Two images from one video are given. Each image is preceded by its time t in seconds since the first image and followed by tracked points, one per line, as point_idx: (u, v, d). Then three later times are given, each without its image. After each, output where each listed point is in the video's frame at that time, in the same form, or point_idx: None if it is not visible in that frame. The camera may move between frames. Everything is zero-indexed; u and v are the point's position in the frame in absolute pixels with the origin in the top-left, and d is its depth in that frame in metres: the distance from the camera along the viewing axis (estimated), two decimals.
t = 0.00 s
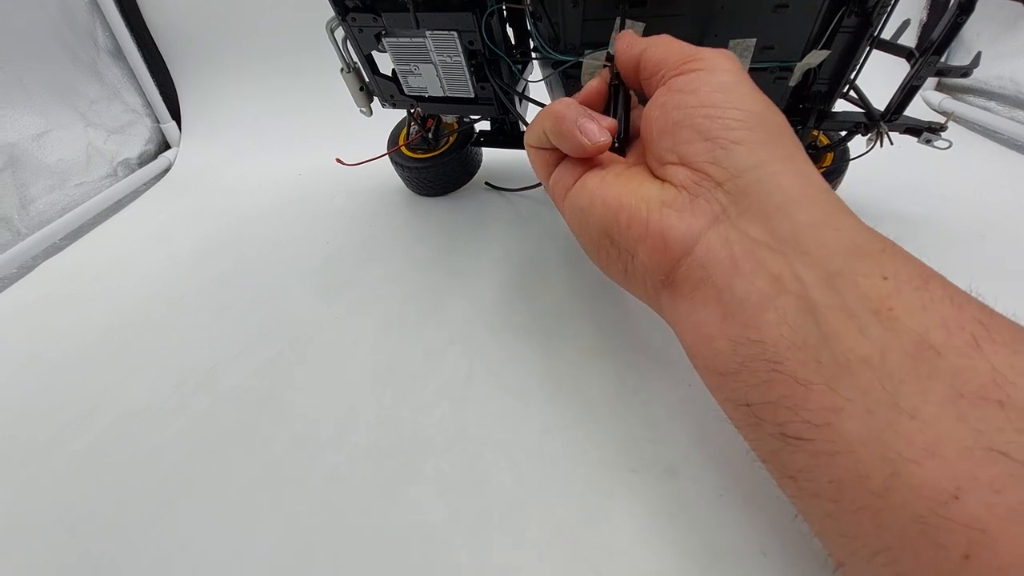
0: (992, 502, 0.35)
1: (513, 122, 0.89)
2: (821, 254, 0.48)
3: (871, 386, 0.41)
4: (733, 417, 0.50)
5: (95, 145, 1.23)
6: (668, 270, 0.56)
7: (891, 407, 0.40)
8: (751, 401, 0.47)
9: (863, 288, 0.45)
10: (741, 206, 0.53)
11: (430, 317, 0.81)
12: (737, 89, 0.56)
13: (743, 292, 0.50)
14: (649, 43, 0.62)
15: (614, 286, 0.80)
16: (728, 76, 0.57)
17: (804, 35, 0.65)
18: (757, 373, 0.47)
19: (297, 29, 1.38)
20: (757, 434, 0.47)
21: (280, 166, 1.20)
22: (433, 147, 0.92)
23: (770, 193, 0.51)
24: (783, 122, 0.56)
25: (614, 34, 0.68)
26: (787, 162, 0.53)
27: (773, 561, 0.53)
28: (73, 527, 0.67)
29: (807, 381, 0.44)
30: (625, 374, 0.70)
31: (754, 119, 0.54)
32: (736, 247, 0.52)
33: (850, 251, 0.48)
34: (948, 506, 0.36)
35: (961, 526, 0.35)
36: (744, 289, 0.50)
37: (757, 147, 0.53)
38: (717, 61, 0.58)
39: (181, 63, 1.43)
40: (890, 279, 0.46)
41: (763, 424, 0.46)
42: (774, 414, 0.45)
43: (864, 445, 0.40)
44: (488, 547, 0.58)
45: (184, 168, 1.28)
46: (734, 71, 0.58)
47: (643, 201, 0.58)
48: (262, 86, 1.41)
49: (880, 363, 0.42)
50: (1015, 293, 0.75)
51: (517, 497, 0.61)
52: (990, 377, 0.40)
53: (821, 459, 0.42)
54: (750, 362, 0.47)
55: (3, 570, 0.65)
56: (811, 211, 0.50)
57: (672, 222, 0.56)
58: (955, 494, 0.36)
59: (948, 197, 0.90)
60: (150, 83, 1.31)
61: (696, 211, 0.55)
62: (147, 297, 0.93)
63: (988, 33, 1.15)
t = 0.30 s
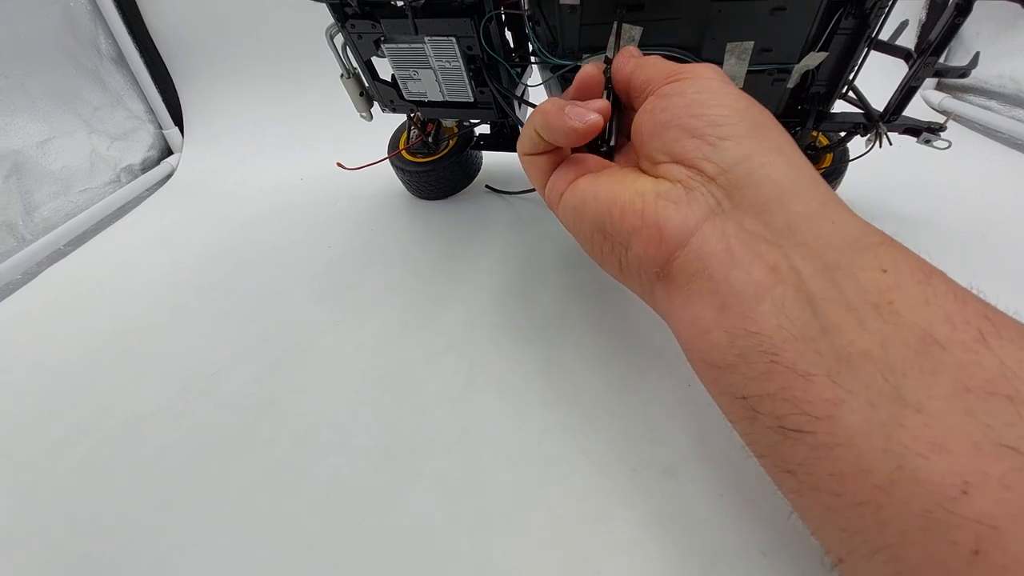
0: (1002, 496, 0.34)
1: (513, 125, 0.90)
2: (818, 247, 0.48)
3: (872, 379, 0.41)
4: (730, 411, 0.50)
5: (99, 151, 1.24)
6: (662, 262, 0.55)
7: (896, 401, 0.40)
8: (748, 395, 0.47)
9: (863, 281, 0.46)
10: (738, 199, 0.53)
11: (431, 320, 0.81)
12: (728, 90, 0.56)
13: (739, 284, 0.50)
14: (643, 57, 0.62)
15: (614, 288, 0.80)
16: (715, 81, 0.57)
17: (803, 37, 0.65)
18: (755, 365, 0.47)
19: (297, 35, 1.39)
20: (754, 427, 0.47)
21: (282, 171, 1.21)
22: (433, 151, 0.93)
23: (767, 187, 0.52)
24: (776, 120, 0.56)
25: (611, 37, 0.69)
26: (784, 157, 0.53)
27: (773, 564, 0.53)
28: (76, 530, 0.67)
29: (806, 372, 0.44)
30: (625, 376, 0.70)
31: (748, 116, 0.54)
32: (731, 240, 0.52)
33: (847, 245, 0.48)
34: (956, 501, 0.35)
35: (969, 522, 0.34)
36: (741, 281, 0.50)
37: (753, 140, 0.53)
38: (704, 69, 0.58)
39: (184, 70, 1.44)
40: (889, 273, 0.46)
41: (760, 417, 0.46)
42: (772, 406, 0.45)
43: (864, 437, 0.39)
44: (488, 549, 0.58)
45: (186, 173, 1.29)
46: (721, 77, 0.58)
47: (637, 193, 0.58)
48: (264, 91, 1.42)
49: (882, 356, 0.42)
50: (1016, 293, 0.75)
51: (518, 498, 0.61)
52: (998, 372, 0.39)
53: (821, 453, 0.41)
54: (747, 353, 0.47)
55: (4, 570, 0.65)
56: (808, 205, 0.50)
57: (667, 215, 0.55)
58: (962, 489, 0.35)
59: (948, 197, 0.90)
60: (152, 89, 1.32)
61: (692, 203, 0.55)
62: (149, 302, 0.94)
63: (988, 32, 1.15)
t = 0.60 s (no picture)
0: (1019, 482, 0.34)
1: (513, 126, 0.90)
2: (823, 226, 0.48)
3: (882, 361, 0.41)
4: (731, 396, 0.49)
5: (100, 153, 1.24)
6: (663, 243, 0.55)
7: (909, 384, 0.39)
8: (750, 378, 0.47)
9: (871, 261, 0.46)
10: (741, 179, 0.53)
11: (431, 321, 0.81)
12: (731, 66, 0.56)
13: (741, 262, 0.49)
14: (633, 33, 0.61)
15: (614, 289, 0.80)
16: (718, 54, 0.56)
17: (801, 37, 0.65)
18: (757, 347, 0.46)
19: (297, 36, 1.39)
20: (756, 412, 0.46)
21: (282, 173, 1.21)
22: (433, 153, 0.93)
23: (771, 167, 0.52)
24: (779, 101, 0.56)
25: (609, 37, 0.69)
26: (790, 137, 0.53)
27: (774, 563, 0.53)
28: (77, 532, 0.68)
29: (811, 354, 0.43)
30: (625, 376, 0.70)
31: (752, 96, 0.54)
32: (734, 219, 0.52)
33: (853, 225, 0.48)
34: (972, 487, 0.35)
35: (986, 509, 0.34)
36: (742, 259, 0.49)
37: (756, 119, 0.53)
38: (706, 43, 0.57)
39: (184, 73, 1.45)
40: (898, 252, 0.46)
41: (763, 402, 0.46)
42: (776, 391, 0.44)
43: (875, 422, 0.39)
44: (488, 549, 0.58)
45: (187, 176, 1.29)
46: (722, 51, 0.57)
47: (638, 173, 0.57)
48: (264, 93, 1.42)
49: (892, 338, 0.42)
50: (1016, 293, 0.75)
51: (519, 499, 0.61)
52: (1012, 354, 0.39)
53: (829, 439, 0.41)
54: (750, 335, 0.47)
55: (4, 570, 0.66)
56: (813, 185, 0.50)
57: (669, 194, 0.55)
58: (979, 476, 0.35)
59: (948, 197, 0.90)
60: (153, 92, 1.32)
61: (694, 183, 0.54)
62: (150, 304, 0.94)
63: (987, 32, 1.14)
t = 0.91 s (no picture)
0: None
1: (513, 126, 0.90)
2: (834, 223, 0.48)
3: (890, 352, 0.41)
4: (739, 387, 0.49)
5: (99, 155, 1.24)
6: (675, 241, 0.56)
7: (916, 375, 0.40)
8: (760, 370, 0.47)
9: (882, 257, 0.46)
10: (752, 177, 0.53)
11: (431, 321, 0.81)
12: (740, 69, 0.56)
13: (753, 258, 0.50)
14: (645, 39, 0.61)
15: (614, 289, 0.80)
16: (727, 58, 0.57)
17: (799, 36, 0.65)
18: (768, 340, 0.46)
19: (297, 37, 1.39)
20: (765, 402, 0.47)
21: (282, 174, 1.21)
22: (433, 153, 0.93)
23: (781, 165, 0.52)
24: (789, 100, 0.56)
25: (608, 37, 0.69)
26: (799, 135, 0.53)
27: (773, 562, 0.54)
28: (77, 532, 0.68)
29: (821, 346, 0.44)
30: (625, 377, 0.70)
31: (761, 96, 0.55)
32: (745, 217, 0.52)
33: (863, 221, 0.48)
34: (978, 475, 0.35)
35: (991, 496, 0.34)
36: (754, 256, 0.50)
37: (767, 119, 0.54)
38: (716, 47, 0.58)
39: (184, 74, 1.45)
40: (908, 248, 0.46)
41: (772, 392, 0.46)
42: (786, 381, 0.45)
43: (883, 412, 0.39)
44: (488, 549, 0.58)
45: (187, 177, 1.29)
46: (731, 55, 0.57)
47: (650, 173, 0.58)
48: (264, 94, 1.42)
49: (900, 331, 0.42)
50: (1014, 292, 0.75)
51: (519, 498, 0.61)
52: (1018, 347, 0.39)
53: (837, 428, 0.41)
54: (761, 329, 0.47)
55: (4, 570, 0.66)
56: (824, 181, 0.50)
57: (680, 193, 0.55)
58: (984, 463, 0.35)
59: (947, 197, 0.90)
60: (153, 93, 1.33)
61: (705, 181, 0.55)
62: (150, 304, 0.94)
63: (986, 32, 1.14)
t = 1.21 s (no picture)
0: None
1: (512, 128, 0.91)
2: (830, 207, 0.49)
3: (893, 340, 0.41)
4: (738, 381, 0.49)
5: (100, 156, 1.24)
6: (667, 226, 0.55)
7: (925, 366, 0.39)
8: (757, 360, 0.47)
9: (884, 242, 0.46)
10: (748, 161, 0.53)
11: (431, 322, 0.81)
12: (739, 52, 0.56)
13: (749, 243, 0.49)
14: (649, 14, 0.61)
15: (614, 290, 0.80)
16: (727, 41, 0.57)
17: (799, 37, 0.65)
18: (767, 328, 0.46)
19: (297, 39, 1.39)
20: (765, 396, 0.46)
21: (282, 175, 1.21)
22: (432, 154, 0.93)
23: (779, 150, 0.52)
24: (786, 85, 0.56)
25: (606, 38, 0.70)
26: (797, 121, 0.53)
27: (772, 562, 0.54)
28: (76, 532, 0.68)
29: (821, 335, 0.44)
30: (625, 377, 0.70)
31: (758, 80, 0.55)
32: (740, 201, 0.52)
33: (863, 207, 0.48)
34: (989, 468, 0.35)
35: (1001, 489, 0.34)
36: (750, 241, 0.50)
37: (764, 103, 0.54)
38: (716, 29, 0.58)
39: (184, 75, 1.45)
40: (910, 233, 0.46)
41: (770, 384, 0.46)
42: (785, 371, 0.45)
43: (887, 402, 0.39)
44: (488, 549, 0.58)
45: (187, 177, 1.29)
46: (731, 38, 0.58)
47: (644, 158, 0.57)
48: (263, 95, 1.42)
49: (904, 319, 0.42)
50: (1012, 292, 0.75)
51: (519, 498, 0.61)
52: None
53: (840, 419, 0.41)
54: (758, 317, 0.47)
55: (4, 570, 0.66)
56: (823, 168, 0.51)
57: (675, 177, 0.55)
58: (995, 456, 0.35)
59: (947, 197, 0.90)
60: (153, 94, 1.33)
61: (700, 165, 0.55)
62: (150, 305, 0.94)
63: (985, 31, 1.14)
